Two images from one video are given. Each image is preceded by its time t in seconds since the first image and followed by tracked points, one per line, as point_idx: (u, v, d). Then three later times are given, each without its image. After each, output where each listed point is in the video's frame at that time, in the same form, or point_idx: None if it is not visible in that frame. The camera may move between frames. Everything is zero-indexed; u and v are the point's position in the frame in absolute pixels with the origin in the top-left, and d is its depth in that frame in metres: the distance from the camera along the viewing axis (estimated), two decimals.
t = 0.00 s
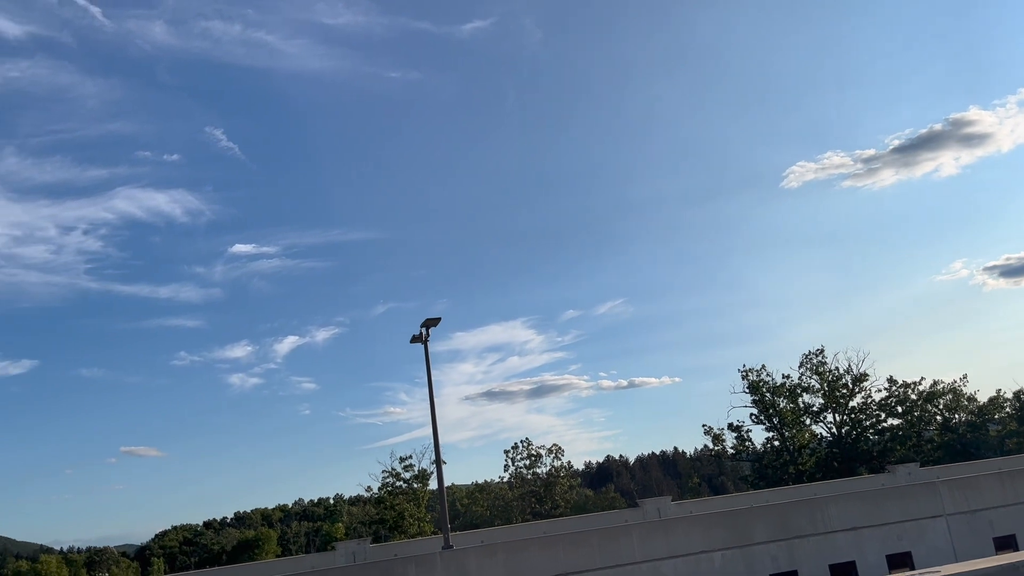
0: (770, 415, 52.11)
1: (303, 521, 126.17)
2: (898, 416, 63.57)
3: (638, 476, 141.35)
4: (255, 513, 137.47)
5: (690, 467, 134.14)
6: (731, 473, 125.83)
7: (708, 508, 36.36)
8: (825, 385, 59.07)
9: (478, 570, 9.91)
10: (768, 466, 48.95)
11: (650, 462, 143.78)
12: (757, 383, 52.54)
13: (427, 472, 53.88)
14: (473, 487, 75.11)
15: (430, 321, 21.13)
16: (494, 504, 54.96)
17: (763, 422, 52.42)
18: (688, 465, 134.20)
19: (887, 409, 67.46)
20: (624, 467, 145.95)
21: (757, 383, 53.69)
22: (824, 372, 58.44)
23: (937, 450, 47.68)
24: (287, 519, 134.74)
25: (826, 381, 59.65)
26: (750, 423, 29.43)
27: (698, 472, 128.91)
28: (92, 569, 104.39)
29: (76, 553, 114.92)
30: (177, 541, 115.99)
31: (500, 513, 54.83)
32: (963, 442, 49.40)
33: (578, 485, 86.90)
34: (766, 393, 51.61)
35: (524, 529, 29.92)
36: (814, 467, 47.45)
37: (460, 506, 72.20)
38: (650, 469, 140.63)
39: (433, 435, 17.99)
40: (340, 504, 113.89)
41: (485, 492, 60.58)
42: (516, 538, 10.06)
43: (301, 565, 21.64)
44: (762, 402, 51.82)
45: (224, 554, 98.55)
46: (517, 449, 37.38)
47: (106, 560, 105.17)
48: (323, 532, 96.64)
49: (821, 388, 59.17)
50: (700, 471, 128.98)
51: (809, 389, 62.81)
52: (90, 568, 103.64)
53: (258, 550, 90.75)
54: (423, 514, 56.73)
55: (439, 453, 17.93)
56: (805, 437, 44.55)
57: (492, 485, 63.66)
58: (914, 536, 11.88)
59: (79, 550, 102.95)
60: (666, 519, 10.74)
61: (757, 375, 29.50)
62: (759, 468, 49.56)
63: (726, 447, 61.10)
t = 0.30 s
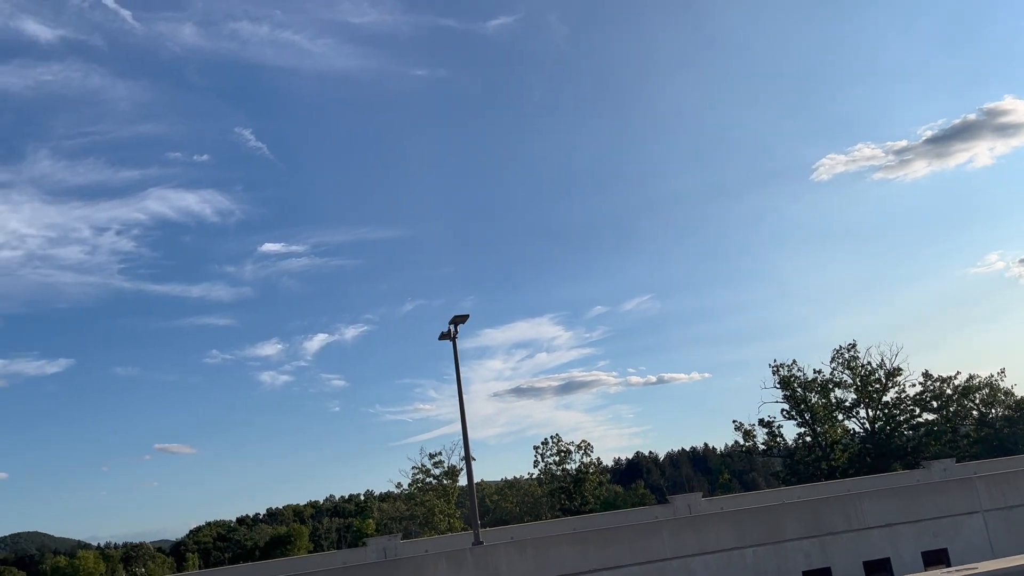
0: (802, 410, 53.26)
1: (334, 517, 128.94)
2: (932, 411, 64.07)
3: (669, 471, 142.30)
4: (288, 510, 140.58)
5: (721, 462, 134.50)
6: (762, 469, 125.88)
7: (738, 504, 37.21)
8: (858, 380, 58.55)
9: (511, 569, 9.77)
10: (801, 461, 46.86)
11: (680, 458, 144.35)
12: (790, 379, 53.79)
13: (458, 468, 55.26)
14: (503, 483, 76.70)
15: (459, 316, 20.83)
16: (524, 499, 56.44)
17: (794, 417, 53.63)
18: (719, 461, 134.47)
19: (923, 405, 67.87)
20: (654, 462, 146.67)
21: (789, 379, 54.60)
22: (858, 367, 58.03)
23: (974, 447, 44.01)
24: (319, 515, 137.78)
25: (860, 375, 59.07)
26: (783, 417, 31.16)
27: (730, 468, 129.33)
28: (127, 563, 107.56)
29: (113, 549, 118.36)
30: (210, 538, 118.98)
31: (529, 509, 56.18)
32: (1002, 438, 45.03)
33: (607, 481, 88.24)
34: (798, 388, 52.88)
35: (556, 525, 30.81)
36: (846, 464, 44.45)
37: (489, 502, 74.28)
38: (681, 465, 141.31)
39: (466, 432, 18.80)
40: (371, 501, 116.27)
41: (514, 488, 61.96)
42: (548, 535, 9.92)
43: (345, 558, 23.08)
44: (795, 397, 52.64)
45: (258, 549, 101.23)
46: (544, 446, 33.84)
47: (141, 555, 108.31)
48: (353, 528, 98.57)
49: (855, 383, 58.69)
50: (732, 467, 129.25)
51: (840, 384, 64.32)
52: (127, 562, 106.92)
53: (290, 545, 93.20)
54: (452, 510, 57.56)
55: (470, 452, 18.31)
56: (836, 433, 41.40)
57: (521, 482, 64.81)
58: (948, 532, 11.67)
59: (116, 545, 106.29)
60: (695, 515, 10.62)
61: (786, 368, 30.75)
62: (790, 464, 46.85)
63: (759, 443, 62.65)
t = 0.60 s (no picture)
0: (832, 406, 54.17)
1: (363, 513, 132.15)
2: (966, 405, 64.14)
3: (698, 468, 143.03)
4: (320, 506, 143.73)
5: (750, 458, 134.87)
6: (792, 465, 125.84)
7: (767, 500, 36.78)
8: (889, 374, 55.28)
9: (540, 567, 9.52)
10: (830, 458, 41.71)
11: (709, 454, 145.15)
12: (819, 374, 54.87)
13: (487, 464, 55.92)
14: (531, 479, 78.19)
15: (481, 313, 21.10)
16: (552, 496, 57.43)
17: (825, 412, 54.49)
18: (748, 458, 134.78)
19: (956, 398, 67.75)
20: (683, 459, 147.55)
21: (821, 373, 55.87)
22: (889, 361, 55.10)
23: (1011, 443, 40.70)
24: (349, 511, 140.90)
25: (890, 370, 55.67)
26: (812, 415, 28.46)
27: (759, 464, 129.48)
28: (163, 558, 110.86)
29: (148, 545, 121.73)
30: (241, 534, 122.09)
31: (558, 505, 56.80)
32: None
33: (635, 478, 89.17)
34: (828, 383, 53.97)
35: (586, 521, 30.51)
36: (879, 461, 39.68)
37: (517, 497, 75.84)
38: (709, 461, 141.96)
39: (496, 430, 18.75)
40: (399, 497, 118.64)
41: (543, 485, 63.08)
42: (577, 533, 9.67)
43: (383, 554, 24.47)
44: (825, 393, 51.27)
45: (290, 545, 104.08)
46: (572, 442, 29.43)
47: (175, 551, 111.78)
48: (382, 525, 100.82)
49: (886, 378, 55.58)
50: (762, 464, 129.41)
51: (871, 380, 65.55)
52: (162, 556, 110.24)
53: (320, 541, 95.70)
54: (480, 507, 58.88)
55: (498, 449, 18.75)
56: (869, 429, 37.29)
57: (550, 480, 65.92)
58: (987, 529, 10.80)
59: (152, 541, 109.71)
60: (725, 511, 10.12)
61: (817, 364, 28.61)
62: (820, 460, 42.72)
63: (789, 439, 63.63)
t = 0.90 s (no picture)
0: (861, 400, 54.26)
1: (391, 509, 135.08)
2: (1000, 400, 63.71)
3: (727, 464, 143.29)
4: (348, 502, 146.98)
5: (779, 455, 134.76)
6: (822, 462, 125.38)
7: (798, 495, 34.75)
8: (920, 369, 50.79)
9: (569, 565, 9.50)
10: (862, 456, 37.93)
11: (738, 451, 145.27)
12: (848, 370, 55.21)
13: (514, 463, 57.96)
14: (560, 476, 79.81)
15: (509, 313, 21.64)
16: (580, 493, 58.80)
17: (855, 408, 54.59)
18: (777, 454, 134.69)
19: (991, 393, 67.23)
20: (711, 456, 147.93)
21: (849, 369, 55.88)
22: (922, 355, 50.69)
23: None
24: (377, 507, 143.79)
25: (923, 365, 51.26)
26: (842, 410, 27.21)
27: (789, 461, 129.23)
28: (195, 553, 114.33)
29: (180, 541, 125.30)
30: (271, 531, 125.44)
31: (587, 503, 58.73)
32: None
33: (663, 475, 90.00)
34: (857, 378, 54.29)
35: (614, 517, 32.36)
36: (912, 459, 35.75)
37: (545, 494, 77.75)
38: (738, 458, 142.11)
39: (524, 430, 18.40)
40: (427, 495, 121.08)
41: (572, 483, 64.41)
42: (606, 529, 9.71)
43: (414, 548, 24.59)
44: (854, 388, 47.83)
45: (320, 541, 107.07)
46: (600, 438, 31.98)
47: (207, 546, 115.07)
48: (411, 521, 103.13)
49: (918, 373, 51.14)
50: (791, 461, 129.11)
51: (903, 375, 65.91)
52: (193, 552, 113.70)
53: (350, 537, 98.28)
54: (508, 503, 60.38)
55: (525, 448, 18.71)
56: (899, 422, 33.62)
57: (579, 476, 67.06)
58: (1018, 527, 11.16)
59: (184, 536, 113.19)
60: (754, 507, 10.17)
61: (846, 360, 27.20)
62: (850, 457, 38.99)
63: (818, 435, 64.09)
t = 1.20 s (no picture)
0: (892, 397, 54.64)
1: (419, 506, 138.27)
2: None
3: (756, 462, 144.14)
4: (377, 499, 150.41)
5: (810, 452, 135.10)
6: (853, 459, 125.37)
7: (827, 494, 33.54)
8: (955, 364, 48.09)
9: (597, 563, 9.34)
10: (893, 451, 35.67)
11: (768, 449, 145.86)
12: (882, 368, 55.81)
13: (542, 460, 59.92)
14: (587, 473, 81.59)
15: (534, 309, 22.12)
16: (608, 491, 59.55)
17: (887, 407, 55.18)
18: (806, 451, 135.08)
19: None
20: (739, 453, 149.04)
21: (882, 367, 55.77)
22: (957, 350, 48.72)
23: None
24: (405, 503, 146.98)
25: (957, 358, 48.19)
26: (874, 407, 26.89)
27: (819, 458, 129.34)
28: (226, 549, 117.72)
29: (213, 537, 129.10)
30: (301, 528, 128.98)
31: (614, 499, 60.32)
32: None
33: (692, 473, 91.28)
34: (889, 376, 55.19)
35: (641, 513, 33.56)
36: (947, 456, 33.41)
37: (572, 491, 79.63)
38: (768, 455, 142.83)
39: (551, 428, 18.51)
40: (454, 492, 123.76)
41: (600, 481, 65.87)
42: (633, 524, 9.54)
43: (443, 544, 25.42)
44: (885, 383, 45.85)
45: (349, 537, 110.32)
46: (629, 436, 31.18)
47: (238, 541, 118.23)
48: (439, 517, 105.51)
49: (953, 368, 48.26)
50: (822, 458, 129.18)
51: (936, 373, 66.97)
52: (225, 548, 117.27)
53: (379, 534, 101.10)
54: (535, 500, 62.49)
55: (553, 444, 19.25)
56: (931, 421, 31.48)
57: (608, 474, 68.45)
58: None
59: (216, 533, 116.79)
60: (782, 504, 10.05)
61: (877, 355, 26.97)
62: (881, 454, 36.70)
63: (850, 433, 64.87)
